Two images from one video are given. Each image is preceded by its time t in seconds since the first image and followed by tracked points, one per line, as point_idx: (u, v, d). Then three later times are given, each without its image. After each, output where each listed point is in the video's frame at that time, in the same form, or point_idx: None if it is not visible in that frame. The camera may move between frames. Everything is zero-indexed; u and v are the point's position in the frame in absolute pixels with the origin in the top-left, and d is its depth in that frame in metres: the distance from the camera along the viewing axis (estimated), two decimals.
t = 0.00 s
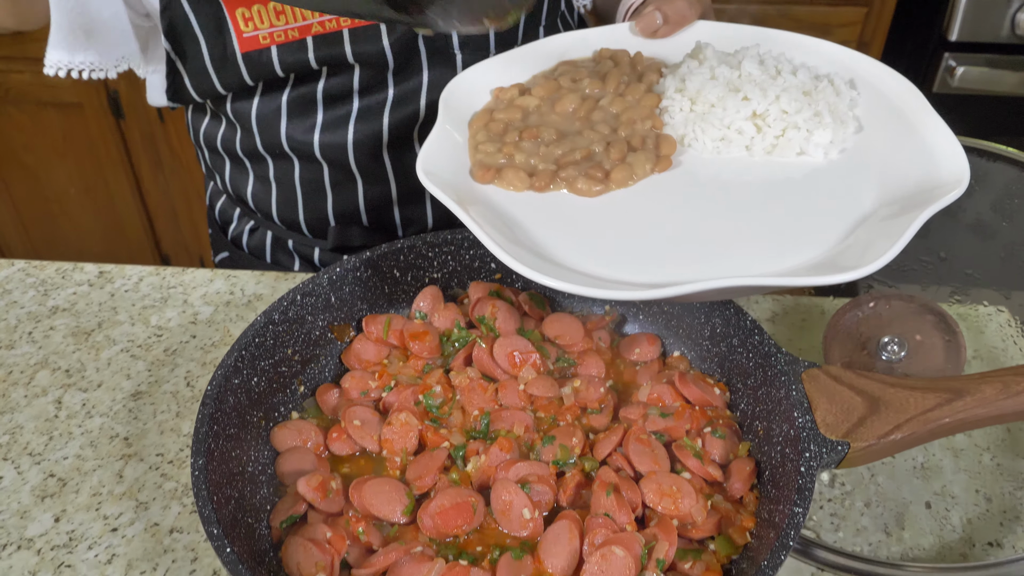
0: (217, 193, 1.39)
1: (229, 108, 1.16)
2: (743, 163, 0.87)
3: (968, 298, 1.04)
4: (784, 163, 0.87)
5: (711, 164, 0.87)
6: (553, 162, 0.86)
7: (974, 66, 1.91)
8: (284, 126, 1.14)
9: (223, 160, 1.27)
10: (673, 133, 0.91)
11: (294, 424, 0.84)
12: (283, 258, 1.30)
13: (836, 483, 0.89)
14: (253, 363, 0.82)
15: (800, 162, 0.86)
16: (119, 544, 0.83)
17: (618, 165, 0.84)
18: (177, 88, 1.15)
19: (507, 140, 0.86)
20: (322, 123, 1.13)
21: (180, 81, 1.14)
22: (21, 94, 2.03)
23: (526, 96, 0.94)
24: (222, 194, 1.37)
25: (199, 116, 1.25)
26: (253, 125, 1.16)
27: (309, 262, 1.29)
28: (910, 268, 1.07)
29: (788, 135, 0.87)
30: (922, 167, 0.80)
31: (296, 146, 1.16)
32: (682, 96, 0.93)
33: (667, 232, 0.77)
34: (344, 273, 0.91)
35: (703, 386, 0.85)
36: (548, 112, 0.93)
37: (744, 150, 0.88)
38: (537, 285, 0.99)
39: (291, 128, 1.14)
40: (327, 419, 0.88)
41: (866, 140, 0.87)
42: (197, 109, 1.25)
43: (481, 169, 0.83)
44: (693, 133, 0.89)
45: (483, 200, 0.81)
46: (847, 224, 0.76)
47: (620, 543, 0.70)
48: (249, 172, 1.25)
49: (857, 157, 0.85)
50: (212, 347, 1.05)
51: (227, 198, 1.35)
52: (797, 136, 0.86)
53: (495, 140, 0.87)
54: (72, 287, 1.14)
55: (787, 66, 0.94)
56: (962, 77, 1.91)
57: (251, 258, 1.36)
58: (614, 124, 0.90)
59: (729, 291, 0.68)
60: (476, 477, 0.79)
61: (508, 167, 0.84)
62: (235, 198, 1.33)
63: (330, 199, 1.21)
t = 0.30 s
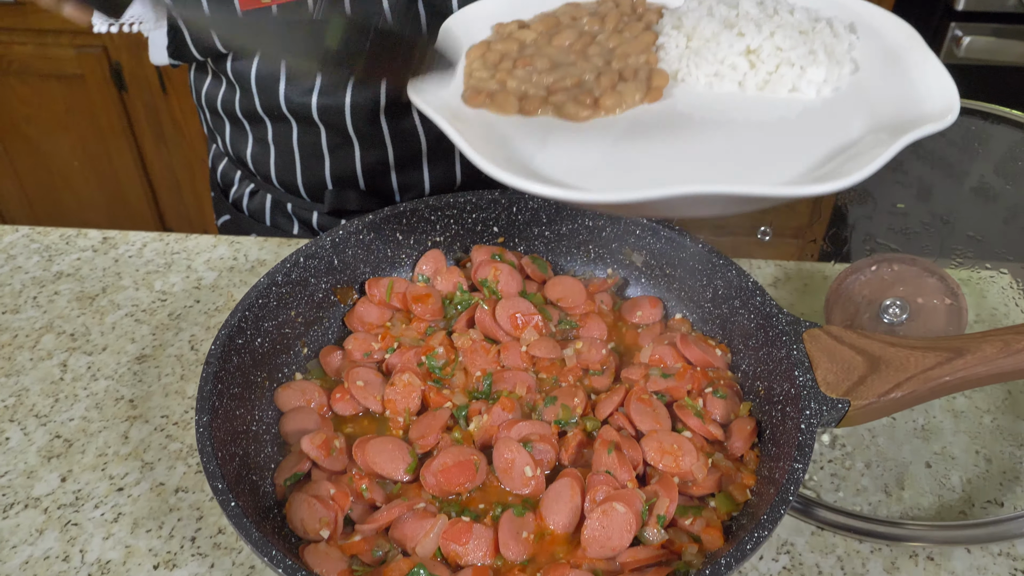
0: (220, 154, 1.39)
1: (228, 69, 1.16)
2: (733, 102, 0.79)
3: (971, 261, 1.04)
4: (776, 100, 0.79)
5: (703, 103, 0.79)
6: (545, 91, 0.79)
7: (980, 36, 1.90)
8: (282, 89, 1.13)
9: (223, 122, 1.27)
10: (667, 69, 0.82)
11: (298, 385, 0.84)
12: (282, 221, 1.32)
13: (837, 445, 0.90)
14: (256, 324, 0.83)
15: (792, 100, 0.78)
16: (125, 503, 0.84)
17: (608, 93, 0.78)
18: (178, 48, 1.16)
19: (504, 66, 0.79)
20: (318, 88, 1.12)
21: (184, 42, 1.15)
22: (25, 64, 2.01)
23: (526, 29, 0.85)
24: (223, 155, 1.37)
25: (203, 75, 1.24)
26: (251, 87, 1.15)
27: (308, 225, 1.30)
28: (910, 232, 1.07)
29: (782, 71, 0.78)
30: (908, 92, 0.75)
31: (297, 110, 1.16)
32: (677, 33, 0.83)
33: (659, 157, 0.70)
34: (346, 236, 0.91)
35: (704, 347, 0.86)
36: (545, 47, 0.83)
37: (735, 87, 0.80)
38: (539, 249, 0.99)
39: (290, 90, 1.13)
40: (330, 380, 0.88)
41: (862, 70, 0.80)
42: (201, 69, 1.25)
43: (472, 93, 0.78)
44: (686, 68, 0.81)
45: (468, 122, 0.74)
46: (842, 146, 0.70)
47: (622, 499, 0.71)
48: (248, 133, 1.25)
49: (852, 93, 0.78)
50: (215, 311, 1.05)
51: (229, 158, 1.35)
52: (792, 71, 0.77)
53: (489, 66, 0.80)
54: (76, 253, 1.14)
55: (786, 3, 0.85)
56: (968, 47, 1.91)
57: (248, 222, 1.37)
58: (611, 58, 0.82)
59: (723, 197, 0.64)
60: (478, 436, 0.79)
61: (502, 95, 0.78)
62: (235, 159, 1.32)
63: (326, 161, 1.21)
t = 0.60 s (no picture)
0: (224, 130, 1.39)
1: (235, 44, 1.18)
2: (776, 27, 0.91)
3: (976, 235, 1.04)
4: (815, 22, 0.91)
5: (745, 26, 0.92)
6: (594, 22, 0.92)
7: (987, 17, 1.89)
8: (287, 62, 1.14)
9: (229, 98, 1.28)
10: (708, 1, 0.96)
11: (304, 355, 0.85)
12: (286, 196, 1.31)
13: (839, 417, 0.90)
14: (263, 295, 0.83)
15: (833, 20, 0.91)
16: (134, 471, 0.85)
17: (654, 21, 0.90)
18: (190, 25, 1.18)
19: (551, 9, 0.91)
20: (325, 61, 1.13)
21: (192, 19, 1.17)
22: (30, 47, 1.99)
23: None
24: (228, 130, 1.37)
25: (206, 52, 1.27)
26: (255, 60, 1.16)
27: (311, 199, 1.29)
28: (913, 206, 1.07)
29: None
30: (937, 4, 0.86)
31: (304, 87, 1.16)
32: None
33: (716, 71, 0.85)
34: (352, 209, 0.91)
35: (708, 318, 0.86)
36: None
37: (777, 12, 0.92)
38: (544, 223, 0.99)
39: (296, 64, 1.14)
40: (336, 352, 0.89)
41: None
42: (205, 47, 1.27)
43: (526, 32, 0.89)
44: None
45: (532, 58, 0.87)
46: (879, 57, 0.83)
47: (626, 466, 0.71)
48: (254, 109, 1.26)
49: (882, 16, 0.89)
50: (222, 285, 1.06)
51: (233, 135, 1.35)
52: None
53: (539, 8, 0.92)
54: (82, 228, 1.15)
55: None
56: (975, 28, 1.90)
57: (254, 197, 1.36)
58: None
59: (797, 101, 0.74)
60: (483, 406, 0.80)
61: (553, 28, 0.90)
62: (239, 135, 1.33)
63: (331, 136, 1.21)
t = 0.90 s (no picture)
0: (230, 117, 1.39)
1: (247, 32, 1.17)
2: (802, 40, 0.94)
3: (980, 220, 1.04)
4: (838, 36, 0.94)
5: (774, 41, 0.95)
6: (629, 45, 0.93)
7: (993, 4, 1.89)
8: (302, 51, 1.14)
9: (239, 87, 1.27)
10: (734, 15, 0.98)
11: (312, 331, 0.86)
12: (297, 184, 1.33)
13: (842, 398, 0.91)
14: (272, 274, 0.84)
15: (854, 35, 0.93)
16: (143, 448, 0.86)
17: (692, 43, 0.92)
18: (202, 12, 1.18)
19: (587, 26, 0.93)
20: (337, 49, 1.13)
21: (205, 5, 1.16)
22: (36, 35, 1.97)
23: None
24: (234, 121, 1.38)
25: (215, 41, 1.26)
26: (269, 49, 1.16)
27: (320, 186, 1.31)
28: (920, 190, 1.07)
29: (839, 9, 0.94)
30: (956, 25, 0.89)
31: (314, 74, 1.16)
32: None
33: (752, 92, 0.87)
34: (359, 189, 0.92)
35: (712, 298, 0.87)
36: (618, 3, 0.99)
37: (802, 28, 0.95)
38: (549, 205, 1.00)
39: (310, 52, 1.14)
40: (343, 331, 0.90)
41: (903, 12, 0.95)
42: (212, 36, 1.27)
43: (565, 54, 0.92)
44: (753, 13, 0.96)
45: (574, 80, 0.89)
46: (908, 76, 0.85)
47: (630, 442, 0.72)
48: (263, 96, 1.25)
49: (900, 30, 0.93)
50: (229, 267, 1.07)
51: (240, 123, 1.36)
52: (848, 10, 0.93)
53: (575, 28, 0.94)
54: (91, 210, 1.16)
55: None
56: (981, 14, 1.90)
57: (262, 185, 1.37)
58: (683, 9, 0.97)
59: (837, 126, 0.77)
60: (489, 383, 0.80)
61: (590, 49, 0.92)
62: (247, 123, 1.32)
63: (343, 123, 1.21)
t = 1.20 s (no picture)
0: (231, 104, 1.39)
1: (249, 18, 1.17)
2: (817, 33, 0.94)
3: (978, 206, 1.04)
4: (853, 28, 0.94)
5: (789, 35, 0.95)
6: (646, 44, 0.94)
7: None
8: (302, 35, 1.14)
9: (239, 73, 1.28)
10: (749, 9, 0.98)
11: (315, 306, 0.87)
12: (296, 169, 1.34)
13: (839, 381, 0.92)
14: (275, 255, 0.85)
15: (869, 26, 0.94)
16: (147, 426, 0.87)
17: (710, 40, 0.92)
18: None
19: (604, 27, 0.93)
20: (339, 34, 1.13)
21: None
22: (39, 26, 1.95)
23: None
24: (235, 106, 1.38)
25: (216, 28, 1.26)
26: (270, 34, 1.17)
27: (320, 171, 1.32)
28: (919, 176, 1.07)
29: None
30: (972, 15, 0.88)
31: (317, 60, 1.17)
32: None
33: (773, 87, 0.87)
34: (362, 171, 0.93)
35: (711, 280, 0.88)
36: None
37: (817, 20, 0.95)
38: (551, 188, 1.01)
39: (310, 37, 1.14)
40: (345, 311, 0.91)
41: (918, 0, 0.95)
42: (214, 23, 1.27)
43: (583, 55, 0.92)
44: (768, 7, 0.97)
45: (596, 83, 0.89)
46: (928, 64, 0.85)
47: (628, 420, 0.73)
48: (263, 82, 1.26)
49: (915, 21, 0.92)
50: (233, 250, 1.07)
51: (241, 110, 1.36)
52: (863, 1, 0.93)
53: (590, 29, 0.94)
54: (95, 194, 1.16)
55: None
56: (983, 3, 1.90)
57: (263, 170, 1.38)
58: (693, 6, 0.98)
59: (859, 121, 0.77)
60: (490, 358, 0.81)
61: (607, 50, 0.92)
62: (249, 110, 1.33)
63: (345, 109, 1.22)
